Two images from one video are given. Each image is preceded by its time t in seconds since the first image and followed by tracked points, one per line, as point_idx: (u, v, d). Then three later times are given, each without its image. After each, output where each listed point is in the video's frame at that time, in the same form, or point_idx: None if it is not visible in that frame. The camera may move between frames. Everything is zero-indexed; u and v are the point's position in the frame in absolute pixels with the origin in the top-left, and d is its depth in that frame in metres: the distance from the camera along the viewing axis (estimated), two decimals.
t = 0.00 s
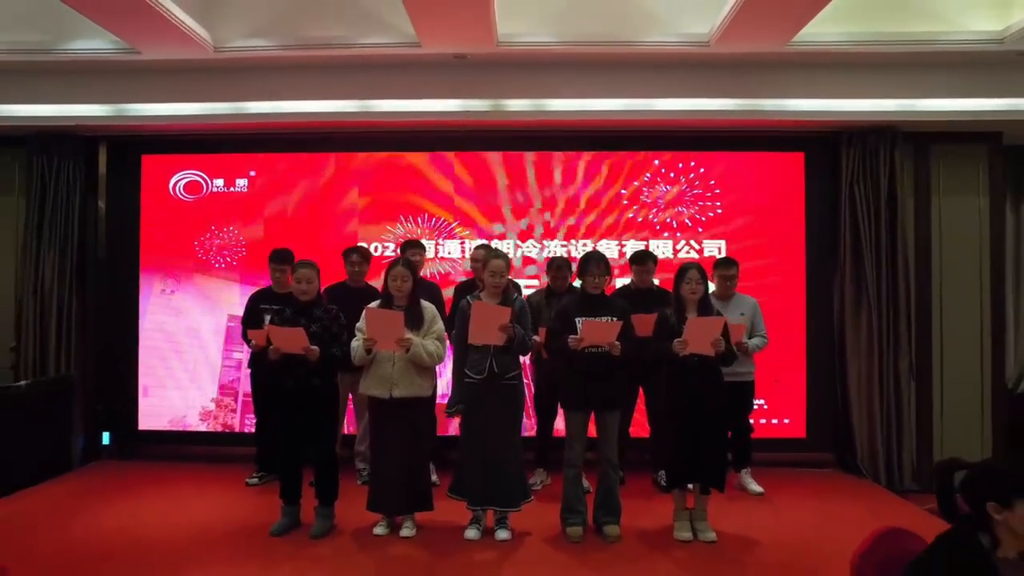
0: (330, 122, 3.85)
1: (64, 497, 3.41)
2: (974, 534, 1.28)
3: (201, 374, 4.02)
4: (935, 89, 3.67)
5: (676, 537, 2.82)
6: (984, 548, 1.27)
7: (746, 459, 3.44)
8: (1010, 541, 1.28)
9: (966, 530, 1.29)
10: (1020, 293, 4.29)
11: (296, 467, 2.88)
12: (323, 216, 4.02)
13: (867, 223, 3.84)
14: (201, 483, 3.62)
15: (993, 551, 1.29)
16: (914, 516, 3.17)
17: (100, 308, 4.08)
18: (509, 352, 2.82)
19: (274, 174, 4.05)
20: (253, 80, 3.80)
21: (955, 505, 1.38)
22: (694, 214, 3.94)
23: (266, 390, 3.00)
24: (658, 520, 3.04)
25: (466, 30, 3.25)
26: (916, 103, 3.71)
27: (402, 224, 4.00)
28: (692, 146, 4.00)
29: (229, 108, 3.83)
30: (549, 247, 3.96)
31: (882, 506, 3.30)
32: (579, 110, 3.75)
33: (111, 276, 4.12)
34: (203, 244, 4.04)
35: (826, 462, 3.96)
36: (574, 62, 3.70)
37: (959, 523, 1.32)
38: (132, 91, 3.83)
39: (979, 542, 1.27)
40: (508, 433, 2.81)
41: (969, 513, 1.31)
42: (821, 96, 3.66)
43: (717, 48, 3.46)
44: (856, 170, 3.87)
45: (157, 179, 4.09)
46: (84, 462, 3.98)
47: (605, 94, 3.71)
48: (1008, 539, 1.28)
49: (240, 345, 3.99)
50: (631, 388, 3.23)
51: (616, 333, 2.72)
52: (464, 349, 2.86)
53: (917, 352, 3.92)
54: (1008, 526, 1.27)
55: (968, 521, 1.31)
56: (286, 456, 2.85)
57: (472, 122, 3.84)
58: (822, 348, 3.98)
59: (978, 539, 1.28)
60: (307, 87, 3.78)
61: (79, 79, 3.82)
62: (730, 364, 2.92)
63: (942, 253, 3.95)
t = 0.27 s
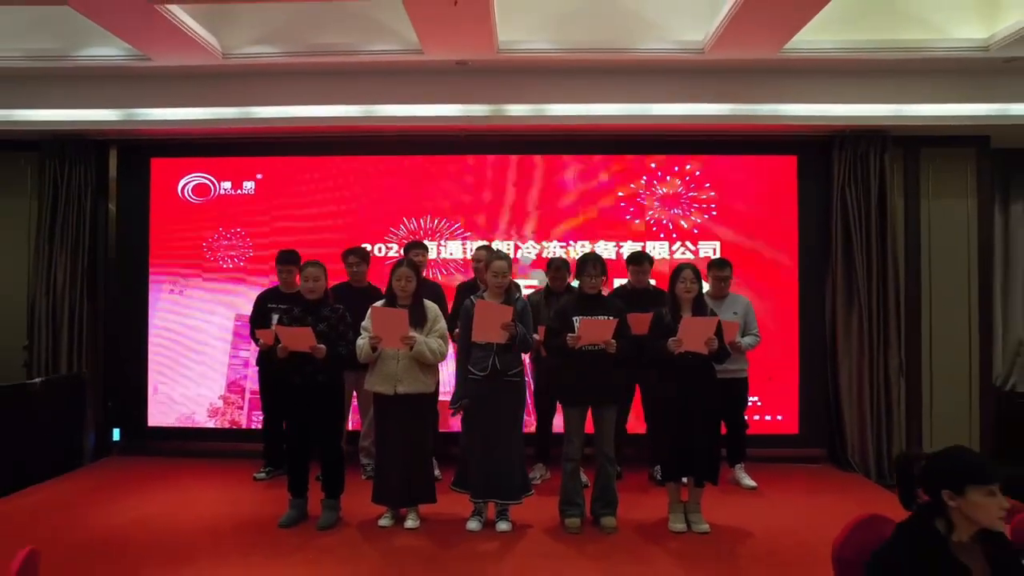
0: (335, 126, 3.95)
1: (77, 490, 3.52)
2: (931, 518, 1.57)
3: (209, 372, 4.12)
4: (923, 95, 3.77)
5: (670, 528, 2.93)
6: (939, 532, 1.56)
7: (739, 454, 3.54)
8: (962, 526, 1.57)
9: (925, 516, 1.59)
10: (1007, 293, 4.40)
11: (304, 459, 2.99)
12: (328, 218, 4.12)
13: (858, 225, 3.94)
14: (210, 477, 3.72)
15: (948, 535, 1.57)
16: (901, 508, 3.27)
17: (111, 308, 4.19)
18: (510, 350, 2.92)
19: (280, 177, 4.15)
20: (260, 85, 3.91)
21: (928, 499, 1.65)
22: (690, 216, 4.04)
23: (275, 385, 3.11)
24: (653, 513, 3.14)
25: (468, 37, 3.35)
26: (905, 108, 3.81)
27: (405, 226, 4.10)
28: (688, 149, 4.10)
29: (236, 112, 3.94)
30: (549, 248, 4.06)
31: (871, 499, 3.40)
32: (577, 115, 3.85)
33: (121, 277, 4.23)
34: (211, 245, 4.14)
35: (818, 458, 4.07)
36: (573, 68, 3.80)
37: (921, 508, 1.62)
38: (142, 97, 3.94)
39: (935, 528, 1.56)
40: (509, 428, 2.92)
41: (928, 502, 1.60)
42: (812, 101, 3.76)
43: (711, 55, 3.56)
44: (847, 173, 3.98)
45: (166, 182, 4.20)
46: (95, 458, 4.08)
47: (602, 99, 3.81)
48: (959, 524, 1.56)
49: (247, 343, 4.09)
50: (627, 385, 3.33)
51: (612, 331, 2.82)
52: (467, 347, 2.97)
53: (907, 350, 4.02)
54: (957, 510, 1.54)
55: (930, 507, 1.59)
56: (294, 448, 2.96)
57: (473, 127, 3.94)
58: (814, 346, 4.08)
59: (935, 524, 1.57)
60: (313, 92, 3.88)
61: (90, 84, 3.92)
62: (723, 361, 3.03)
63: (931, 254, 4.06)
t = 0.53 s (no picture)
0: (338, 129, 4.02)
1: (86, 486, 3.59)
2: (913, 506, 1.66)
3: (214, 370, 4.19)
4: (916, 99, 3.84)
5: (666, 522, 3.00)
6: (922, 519, 1.64)
7: (735, 451, 3.61)
8: (942, 512, 1.65)
9: (908, 504, 1.67)
10: (1000, 293, 4.47)
11: (309, 455, 3.05)
12: (330, 219, 4.19)
13: (852, 226, 4.01)
14: (214, 474, 3.79)
15: (930, 521, 1.66)
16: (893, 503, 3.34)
17: (117, 308, 4.26)
18: (510, 349, 2.99)
19: (284, 178, 4.22)
20: (265, 89, 3.98)
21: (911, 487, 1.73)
22: (687, 217, 4.11)
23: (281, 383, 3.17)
24: (650, 508, 3.21)
25: (469, 42, 3.42)
26: (898, 112, 3.89)
27: (407, 227, 4.17)
28: (685, 152, 4.17)
29: (241, 115, 4.01)
30: (548, 248, 4.13)
31: (863, 494, 3.47)
32: (576, 118, 3.92)
33: (127, 277, 4.30)
34: (215, 246, 4.21)
35: (814, 455, 4.13)
36: (572, 72, 3.87)
37: (903, 496, 1.70)
38: (149, 100, 4.01)
39: (918, 515, 1.64)
40: (509, 425, 2.99)
41: (911, 490, 1.69)
42: (806, 105, 3.84)
43: (707, 60, 3.63)
44: (841, 175, 4.05)
45: (172, 184, 4.27)
46: (102, 455, 4.15)
47: (600, 103, 3.88)
48: (940, 510, 1.65)
49: (251, 342, 4.16)
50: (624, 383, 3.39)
51: (608, 329, 2.88)
52: (468, 345, 3.03)
53: (900, 349, 4.09)
54: (938, 496, 1.63)
55: (912, 495, 1.68)
56: (299, 445, 3.01)
57: (473, 129, 4.01)
58: (809, 345, 4.15)
59: (918, 512, 1.65)
60: (316, 96, 3.95)
61: (97, 88, 4.00)
62: (719, 359, 3.09)
63: (925, 254, 4.13)
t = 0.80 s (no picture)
0: (343, 134, 4.16)
1: (101, 478, 3.73)
2: (891, 491, 1.78)
3: (223, 368, 4.33)
4: (902, 105, 3.98)
5: (660, 512, 3.14)
6: (898, 503, 1.77)
7: (727, 445, 3.74)
8: (916, 497, 1.79)
9: (886, 489, 1.79)
10: (985, 293, 4.61)
11: (317, 448, 3.18)
12: (336, 221, 4.33)
13: (841, 228, 4.15)
14: (224, 468, 3.92)
15: (905, 505, 1.79)
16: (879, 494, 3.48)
17: (129, 307, 4.40)
18: (510, 346, 3.13)
19: (291, 182, 4.36)
20: (273, 96, 4.11)
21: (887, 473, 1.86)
22: (681, 220, 4.25)
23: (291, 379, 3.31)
24: (645, 499, 3.35)
25: (471, 51, 3.56)
26: (885, 118, 4.02)
27: (410, 229, 4.30)
28: (680, 157, 4.31)
29: (249, 121, 4.14)
30: (547, 250, 4.26)
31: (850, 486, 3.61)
32: (574, 124, 4.05)
33: (139, 277, 4.44)
34: (225, 248, 4.34)
35: (804, 450, 4.27)
36: (570, 80, 4.00)
37: (881, 482, 1.83)
38: (161, 106, 4.14)
39: (895, 500, 1.76)
40: (509, 419, 3.13)
41: (888, 476, 1.81)
42: (796, 111, 3.97)
43: (700, 68, 3.76)
44: (831, 179, 4.18)
45: (182, 187, 4.40)
46: (115, 449, 4.29)
47: (598, 109, 4.01)
48: (914, 495, 1.78)
49: (259, 341, 4.30)
50: (620, 379, 3.53)
51: (602, 328, 3.01)
52: (469, 343, 3.17)
53: (888, 348, 4.22)
54: (913, 481, 1.76)
55: (890, 480, 1.80)
56: (308, 439, 3.15)
57: (475, 135, 4.14)
58: (799, 344, 4.29)
59: (894, 496, 1.78)
60: (323, 103, 4.09)
61: (110, 95, 4.13)
62: (709, 356, 3.23)
63: (911, 256, 4.27)
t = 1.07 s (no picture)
0: (348, 138, 4.26)
1: (113, 473, 3.84)
2: (872, 481, 1.85)
3: (230, 366, 4.44)
4: (892, 110, 4.08)
5: (656, 504, 3.24)
6: (878, 492, 1.84)
7: (721, 441, 3.84)
8: (896, 486, 1.86)
9: (867, 479, 1.86)
10: (975, 292, 4.72)
11: (324, 443, 3.29)
12: (341, 223, 4.43)
13: (833, 229, 4.26)
14: (233, 463, 4.03)
15: (885, 494, 1.86)
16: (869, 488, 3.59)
17: (138, 306, 4.51)
18: (510, 344, 3.24)
19: (297, 185, 4.46)
20: (279, 101, 4.22)
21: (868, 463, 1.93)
22: (677, 221, 4.36)
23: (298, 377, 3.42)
24: (641, 492, 3.46)
25: (472, 58, 3.66)
26: (875, 123, 4.13)
27: (413, 230, 4.41)
28: (676, 160, 4.41)
29: (256, 126, 4.25)
30: (546, 251, 4.37)
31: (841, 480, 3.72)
32: (573, 128, 4.16)
33: (148, 277, 4.55)
34: (232, 249, 4.45)
35: (797, 445, 4.37)
36: (568, 86, 4.11)
37: (862, 473, 1.90)
38: (170, 111, 4.25)
39: (875, 489, 1.84)
40: (509, 415, 3.23)
41: (870, 467, 1.89)
42: (789, 116, 4.08)
43: (695, 74, 3.87)
44: (823, 181, 4.29)
45: (190, 190, 4.51)
46: (125, 445, 4.40)
47: (595, 114, 4.12)
48: (894, 484, 1.86)
49: (266, 339, 4.40)
50: (617, 377, 3.64)
51: (600, 327, 3.13)
52: (470, 341, 3.28)
53: (879, 346, 4.33)
54: (893, 471, 1.83)
55: (870, 470, 1.87)
56: (314, 434, 3.25)
57: (476, 139, 4.25)
58: (792, 342, 4.40)
59: (875, 486, 1.85)
60: (328, 107, 4.19)
61: (121, 100, 4.24)
62: (703, 354, 3.35)
63: (902, 256, 4.37)
